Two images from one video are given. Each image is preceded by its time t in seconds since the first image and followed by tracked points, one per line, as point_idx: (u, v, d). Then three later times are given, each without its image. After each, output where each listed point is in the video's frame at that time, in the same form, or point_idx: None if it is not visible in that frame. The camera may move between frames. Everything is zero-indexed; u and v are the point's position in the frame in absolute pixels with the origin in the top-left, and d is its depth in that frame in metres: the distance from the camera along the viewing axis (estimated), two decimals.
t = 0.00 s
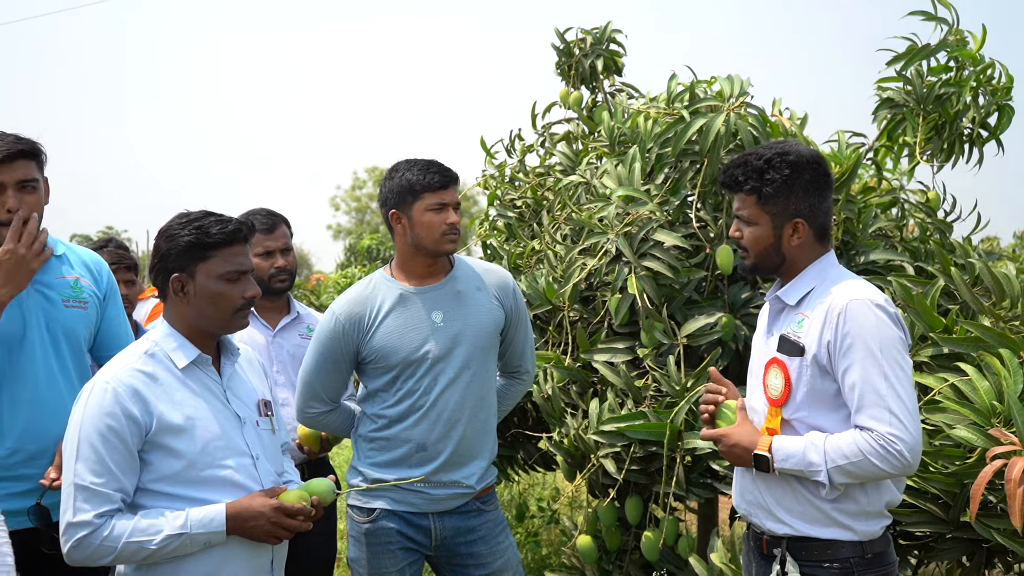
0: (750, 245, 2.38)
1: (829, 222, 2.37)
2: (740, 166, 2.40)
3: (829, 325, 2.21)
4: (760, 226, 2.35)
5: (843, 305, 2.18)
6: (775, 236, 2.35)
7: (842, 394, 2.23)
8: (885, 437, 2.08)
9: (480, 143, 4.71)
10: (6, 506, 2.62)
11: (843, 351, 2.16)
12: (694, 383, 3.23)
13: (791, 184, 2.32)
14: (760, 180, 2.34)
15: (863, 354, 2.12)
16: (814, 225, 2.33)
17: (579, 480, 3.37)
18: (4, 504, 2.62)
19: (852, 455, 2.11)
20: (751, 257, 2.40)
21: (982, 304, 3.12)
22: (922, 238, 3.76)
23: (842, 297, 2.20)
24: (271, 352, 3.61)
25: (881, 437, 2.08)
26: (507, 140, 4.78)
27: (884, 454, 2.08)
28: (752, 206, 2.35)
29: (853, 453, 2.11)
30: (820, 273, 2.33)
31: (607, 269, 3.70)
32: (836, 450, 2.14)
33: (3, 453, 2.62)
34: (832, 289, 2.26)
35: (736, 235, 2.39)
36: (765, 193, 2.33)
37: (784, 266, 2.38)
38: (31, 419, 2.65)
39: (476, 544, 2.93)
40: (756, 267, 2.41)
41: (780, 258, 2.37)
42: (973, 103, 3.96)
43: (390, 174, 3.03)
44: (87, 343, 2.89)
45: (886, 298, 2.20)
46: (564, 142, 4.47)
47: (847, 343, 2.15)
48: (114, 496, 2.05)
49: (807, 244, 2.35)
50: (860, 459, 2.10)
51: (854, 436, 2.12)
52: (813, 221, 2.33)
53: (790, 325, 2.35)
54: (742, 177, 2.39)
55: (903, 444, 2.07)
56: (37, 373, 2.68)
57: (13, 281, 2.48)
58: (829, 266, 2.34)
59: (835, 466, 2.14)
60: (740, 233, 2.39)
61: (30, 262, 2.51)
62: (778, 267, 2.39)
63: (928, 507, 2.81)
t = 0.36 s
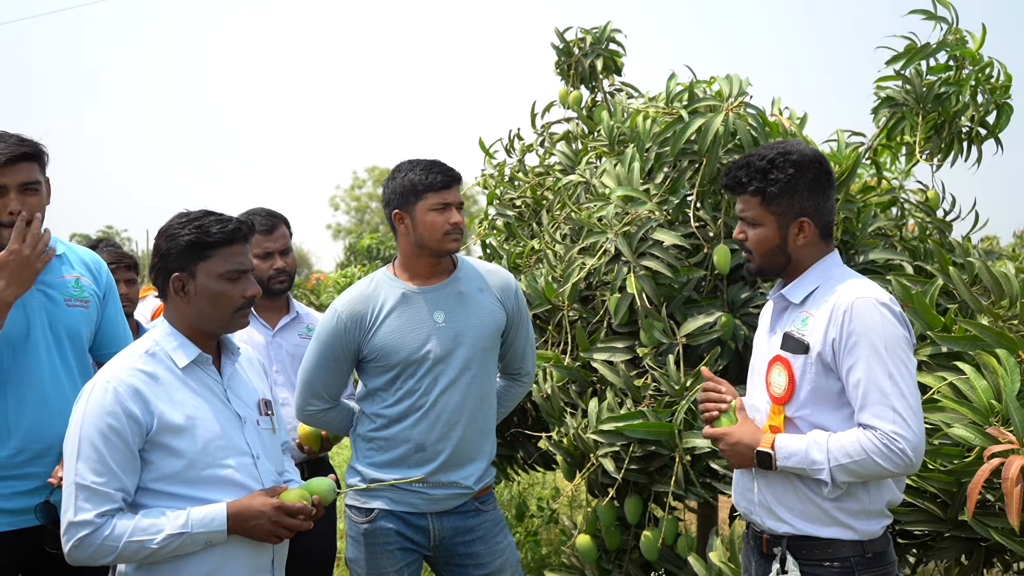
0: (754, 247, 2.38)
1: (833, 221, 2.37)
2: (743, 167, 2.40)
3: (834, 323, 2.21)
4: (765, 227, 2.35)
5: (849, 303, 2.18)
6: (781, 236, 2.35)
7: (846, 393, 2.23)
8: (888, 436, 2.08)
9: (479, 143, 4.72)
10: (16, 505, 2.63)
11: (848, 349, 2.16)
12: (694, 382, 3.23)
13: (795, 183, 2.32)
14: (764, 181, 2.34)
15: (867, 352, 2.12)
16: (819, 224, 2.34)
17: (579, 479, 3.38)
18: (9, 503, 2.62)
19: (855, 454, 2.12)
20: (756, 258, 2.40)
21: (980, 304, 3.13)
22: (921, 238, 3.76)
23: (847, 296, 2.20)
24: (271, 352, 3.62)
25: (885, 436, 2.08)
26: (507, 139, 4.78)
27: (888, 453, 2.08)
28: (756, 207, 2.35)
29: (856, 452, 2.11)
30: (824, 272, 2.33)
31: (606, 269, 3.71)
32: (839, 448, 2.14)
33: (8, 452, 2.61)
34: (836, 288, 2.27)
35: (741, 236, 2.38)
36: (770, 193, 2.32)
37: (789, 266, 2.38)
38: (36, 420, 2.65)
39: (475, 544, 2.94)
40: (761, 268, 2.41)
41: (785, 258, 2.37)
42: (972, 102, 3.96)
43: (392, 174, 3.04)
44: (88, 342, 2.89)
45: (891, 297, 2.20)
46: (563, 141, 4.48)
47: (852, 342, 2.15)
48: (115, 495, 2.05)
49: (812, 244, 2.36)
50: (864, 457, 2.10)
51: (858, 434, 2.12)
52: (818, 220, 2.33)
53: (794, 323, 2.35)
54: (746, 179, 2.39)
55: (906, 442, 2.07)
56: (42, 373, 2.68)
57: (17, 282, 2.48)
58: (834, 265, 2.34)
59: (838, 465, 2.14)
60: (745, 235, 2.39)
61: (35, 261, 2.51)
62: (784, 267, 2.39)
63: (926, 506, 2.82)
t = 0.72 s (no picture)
0: (760, 244, 2.37)
1: (837, 220, 2.38)
2: (750, 164, 2.40)
3: (836, 323, 2.21)
4: (771, 224, 2.35)
5: (851, 305, 2.18)
6: (787, 233, 2.34)
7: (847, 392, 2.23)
8: (892, 436, 2.08)
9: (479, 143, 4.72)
10: (21, 505, 2.63)
11: (850, 349, 2.16)
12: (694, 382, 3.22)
13: (803, 180, 2.32)
14: (772, 177, 2.34)
15: (869, 352, 2.13)
16: (825, 221, 2.34)
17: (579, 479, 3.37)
18: (15, 503, 2.62)
19: (858, 452, 2.11)
20: (761, 256, 2.39)
21: (981, 304, 3.13)
22: (921, 238, 3.76)
23: (849, 296, 2.20)
24: (271, 352, 3.62)
25: (888, 437, 2.08)
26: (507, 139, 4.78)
27: (891, 452, 2.08)
28: (763, 204, 2.35)
29: (860, 450, 2.10)
30: (828, 272, 2.34)
31: (607, 269, 3.70)
32: (842, 446, 2.13)
33: (14, 452, 2.60)
34: (839, 288, 2.27)
35: (747, 234, 2.38)
36: (777, 190, 2.32)
37: (794, 265, 2.38)
38: (40, 419, 2.65)
39: (475, 544, 2.94)
40: (767, 267, 2.40)
41: (791, 256, 2.36)
42: (973, 102, 3.96)
43: (393, 173, 3.04)
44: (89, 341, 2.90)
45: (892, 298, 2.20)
46: (564, 141, 4.48)
47: (855, 342, 2.15)
48: (117, 495, 2.05)
49: (818, 242, 2.36)
50: (867, 455, 2.10)
51: (861, 433, 2.12)
52: (824, 218, 2.34)
53: (796, 322, 2.35)
54: (753, 175, 2.38)
55: (908, 442, 2.08)
56: (46, 372, 2.68)
57: (25, 284, 2.48)
58: (837, 265, 2.34)
59: (840, 462, 2.13)
60: (751, 232, 2.38)
61: (37, 258, 2.49)
62: (789, 266, 2.38)
63: (926, 506, 2.82)
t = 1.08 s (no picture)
0: (760, 248, 2.37)
1: (837, 222, 2.38)
2: (749, 169, 2.39)
3: (832, 322, 2.21)
4: (771, 228, 2.34)
5: (847, 305, 2.18)
6: (787, 237, 2.34)
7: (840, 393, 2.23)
8: (874, 436, 2.08)
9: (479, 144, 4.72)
10: (21, 507, 2.63)
11: (842, 350, 2.17)
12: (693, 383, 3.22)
13: (802, 184, 2.31)
14: (771, 182, 2.33)
15: (862, 354, 2.13)
16: (824, 224, 2.34)
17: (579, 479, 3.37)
18: (15, 505, 2.61)
19: (839, 448, 2.11)
20: (761, 260, 2.39)
21: (980, 304, 3.13)
22: (921, 238, 3.76)
23: (847, 297, 2.20)
24: (270, 352, 3.62)
25: (869, 435, 2.09)
26: (506, 140, 4.79)
27: (871, 452, 2.08)
28: (762, 209, 2.34)
29: (841, 445, 2.11)
30: (828, 273, 2.34)
31: (606, 270, 3.70)
32: (825, 440, 2.14)
33: (14, 454, 2.60)
34: (839, 288, 2.27)
35: (746, 239, 2.37)
36: (776, 195, 2.32)
37: (794, 268, 2.38)
38: (40, 420, 2.65)
39: (475, 545, 2.94)
40: (767, 271, 2.40)
41: (791, 259, 2.36)
42: (971, 102, 3.97)
43: (391, 174, 3.04)
44: (87, 342, 2.90)
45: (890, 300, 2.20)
46: (563, 142, 4.48)
47: (848, 343, 2.16)
48: (114, 495, 2.05)
49: (818, 244, 2.36)
50: (847, 452, 2.10)
51: (846, 431, 2.12)
52: (823, 221, 2.34)
53: (795, 323, 2.35)
54: (751, 180, 2.38)
55: (889, 444, 2.07)
56: (46, 373, 2.68)
57: (42, 321, 2.48)
58: (835, 266, 2.34)
59: (820, 455, 2.14)
60: (750, 237, 2.38)
61: (58, 301, 2.48)
62: (790, 268, 2.38)
63: (926, 506, 2.82)
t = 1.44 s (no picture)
0: (753, 249, 2.38)
1: (831, 223, 2.38)
2: (741, 171, 2.39)
3: (826, 322, 2.21)
4: (763, 229, 2.35)
5: (840, 303, 2.19)
6: (779, 238, 2.35)
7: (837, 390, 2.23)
8: (881, 432, 2.07)
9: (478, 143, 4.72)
10: (20, 509, 2.63)
11: (839, 349, 2.17)
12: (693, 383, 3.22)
13: (794, 186, 2.31)
14: (762, 184, 2.34)
15: (859, 352, 2.12)
16: (817, 226, 2.34)
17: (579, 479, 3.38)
18: (13, 507, 2.61)
19: (849, 446, 2.11)
20: (755, 261, 2.40)
21: (980, 303, 3.13)
22: (921, 238, 3.76)
23: (838, 296, 2.21)
24: (269, 352, 3.62)
25: (878, 432, 2.08)
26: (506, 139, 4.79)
27: (881, 448, 2.07)
28: (754, 211, 2.35)
29: (850, 443, 2.11)
30: (821, 272, 2.34)
31: (607, 269, 3.70)
32: (833, 438, 2.14)
33: (15, 456, 2.61)
34: (830, 288, 2.28)
35: (739, 240, 2.38)
36: (768, 197, 2.32)
37: (788, 268, 2.38)
38: (41, 421, 2.66)
39: (475, 546, 2.94)
40: (761, 270, 2.41)
41: (784, 260, 2.37)
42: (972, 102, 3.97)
43: (392, 173, 3.04)
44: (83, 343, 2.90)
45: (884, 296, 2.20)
46: (563, 142, 4.48)
47: (843, 341, 2.16)
48: (113, 495, 2.05)
49: (810, 246, 2.36)
50: (856, 449, 2.10)
51: (852, 429, 2.12)
52: (815, 222, 2.34)
53: (790, 323, 2.35)
54: (744, 182, 2.39)
55: (900, 440, 2.06)
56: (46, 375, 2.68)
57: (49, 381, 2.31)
58: (830, 266, 2.34)
59: (831, 453, 2.14)
60: (743, 238, 2.39)
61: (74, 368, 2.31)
62: (783, 269, 2.39)
63: (926, 506, 2.82)
